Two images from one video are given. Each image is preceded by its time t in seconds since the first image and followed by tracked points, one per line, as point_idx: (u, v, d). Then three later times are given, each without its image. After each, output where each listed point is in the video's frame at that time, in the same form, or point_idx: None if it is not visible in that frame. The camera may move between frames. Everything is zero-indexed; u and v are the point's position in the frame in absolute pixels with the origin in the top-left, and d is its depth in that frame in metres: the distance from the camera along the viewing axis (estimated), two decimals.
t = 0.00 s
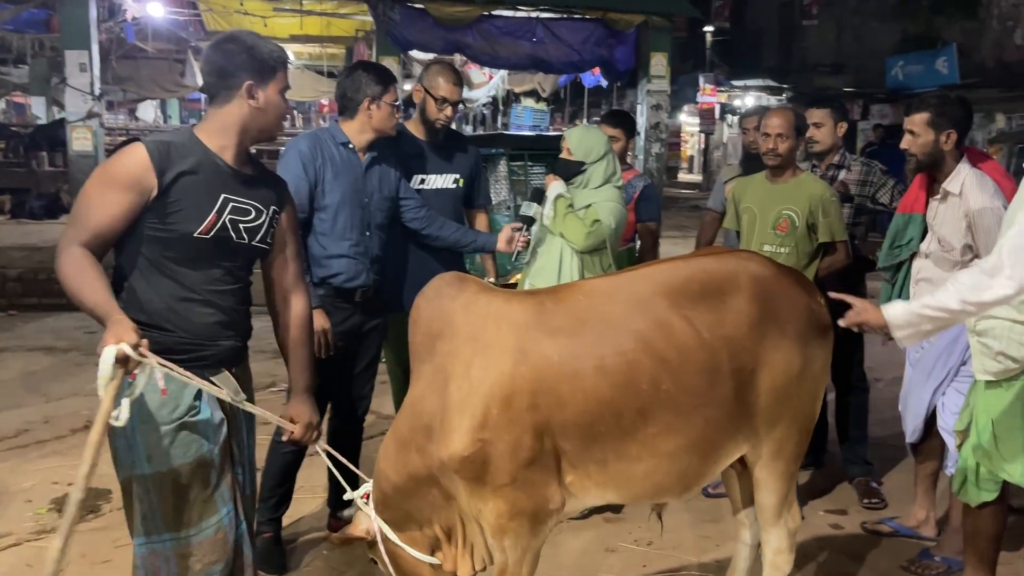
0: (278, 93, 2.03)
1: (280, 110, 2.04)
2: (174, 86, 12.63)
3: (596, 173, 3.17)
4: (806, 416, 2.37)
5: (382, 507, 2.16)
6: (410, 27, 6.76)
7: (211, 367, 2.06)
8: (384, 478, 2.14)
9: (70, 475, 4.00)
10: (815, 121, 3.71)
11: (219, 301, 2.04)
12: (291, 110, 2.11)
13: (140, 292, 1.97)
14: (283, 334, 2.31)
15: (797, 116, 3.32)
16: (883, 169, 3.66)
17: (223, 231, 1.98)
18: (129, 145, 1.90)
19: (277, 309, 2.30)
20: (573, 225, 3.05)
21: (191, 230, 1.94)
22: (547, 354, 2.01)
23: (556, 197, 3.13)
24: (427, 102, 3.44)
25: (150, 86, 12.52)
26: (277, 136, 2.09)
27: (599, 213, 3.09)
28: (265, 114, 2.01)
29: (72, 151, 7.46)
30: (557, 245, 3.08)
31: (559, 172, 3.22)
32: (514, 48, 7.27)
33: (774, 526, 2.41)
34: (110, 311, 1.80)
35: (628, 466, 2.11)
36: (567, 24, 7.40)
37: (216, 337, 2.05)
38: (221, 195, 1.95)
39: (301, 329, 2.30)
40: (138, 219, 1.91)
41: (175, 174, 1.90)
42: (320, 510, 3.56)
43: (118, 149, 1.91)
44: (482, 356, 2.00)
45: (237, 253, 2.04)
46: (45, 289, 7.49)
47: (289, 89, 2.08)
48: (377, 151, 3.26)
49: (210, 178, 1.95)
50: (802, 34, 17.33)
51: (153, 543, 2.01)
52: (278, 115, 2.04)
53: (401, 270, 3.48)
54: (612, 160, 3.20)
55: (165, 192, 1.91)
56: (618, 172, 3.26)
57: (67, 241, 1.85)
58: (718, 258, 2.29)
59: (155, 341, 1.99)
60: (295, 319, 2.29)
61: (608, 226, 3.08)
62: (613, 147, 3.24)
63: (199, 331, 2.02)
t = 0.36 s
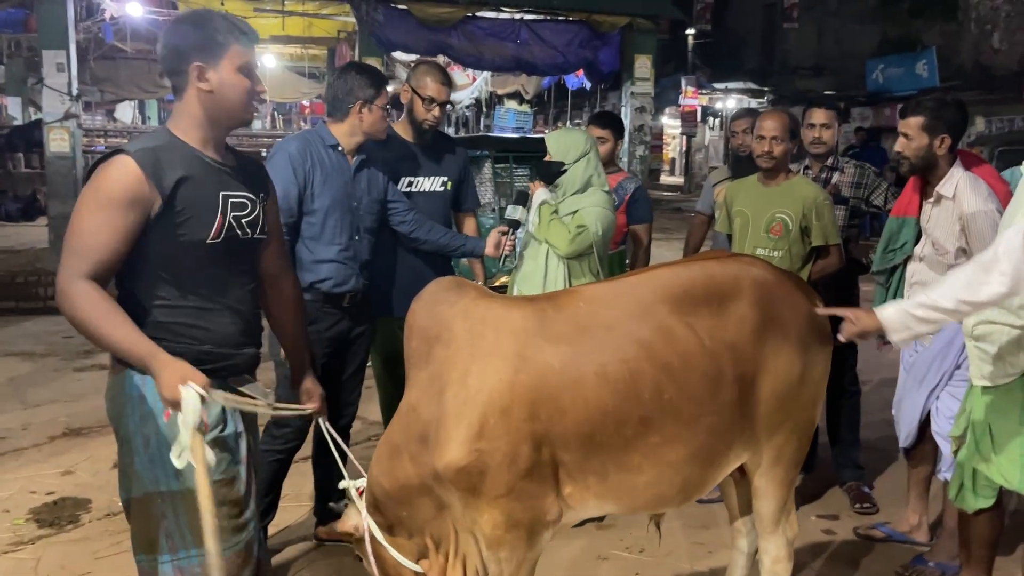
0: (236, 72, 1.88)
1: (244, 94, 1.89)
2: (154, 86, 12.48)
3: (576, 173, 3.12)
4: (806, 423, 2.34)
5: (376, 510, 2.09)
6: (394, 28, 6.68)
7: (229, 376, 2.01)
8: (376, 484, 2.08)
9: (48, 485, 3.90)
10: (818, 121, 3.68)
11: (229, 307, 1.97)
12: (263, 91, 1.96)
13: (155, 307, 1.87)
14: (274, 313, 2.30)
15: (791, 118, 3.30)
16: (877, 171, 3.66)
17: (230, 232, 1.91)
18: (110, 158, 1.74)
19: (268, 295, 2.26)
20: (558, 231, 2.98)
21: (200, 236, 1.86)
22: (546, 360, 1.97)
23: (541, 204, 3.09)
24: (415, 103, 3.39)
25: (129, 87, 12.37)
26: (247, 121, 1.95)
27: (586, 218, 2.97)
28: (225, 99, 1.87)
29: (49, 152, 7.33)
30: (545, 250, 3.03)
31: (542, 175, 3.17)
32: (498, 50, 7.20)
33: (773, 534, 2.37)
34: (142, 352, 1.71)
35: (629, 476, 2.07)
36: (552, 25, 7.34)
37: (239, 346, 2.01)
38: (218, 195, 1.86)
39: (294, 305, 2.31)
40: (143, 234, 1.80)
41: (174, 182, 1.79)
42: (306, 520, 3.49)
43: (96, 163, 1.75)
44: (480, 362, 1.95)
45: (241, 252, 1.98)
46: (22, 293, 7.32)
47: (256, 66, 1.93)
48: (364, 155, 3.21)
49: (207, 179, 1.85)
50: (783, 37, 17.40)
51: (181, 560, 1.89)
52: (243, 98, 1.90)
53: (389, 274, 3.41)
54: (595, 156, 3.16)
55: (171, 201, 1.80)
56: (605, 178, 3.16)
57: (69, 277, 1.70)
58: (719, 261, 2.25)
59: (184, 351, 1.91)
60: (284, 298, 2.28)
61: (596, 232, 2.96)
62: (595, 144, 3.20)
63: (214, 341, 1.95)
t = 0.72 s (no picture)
0: (207, 74, 1.76)
1: (222, 97, 1.78)
2: (133, 94, 12.35)
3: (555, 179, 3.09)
4: (798, 439, 2.32)
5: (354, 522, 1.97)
6: (377, 37, 6.65)
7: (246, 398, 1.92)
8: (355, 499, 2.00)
9: (23, 502, 3.82)
10: (806, 132, 3.66)
11: (232, 327, 1.87)
12: (239, 89, 1.83)
13: (176, 336, 1.77)
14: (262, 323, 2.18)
15: (778, 130, 3.29)
16: (865, 183, 3.67)
17: (240, 246, 1.85)
18: (112, 195, 1.61)
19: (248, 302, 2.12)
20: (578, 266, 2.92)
21: (218, 256, 1.79)
22: (537, 377, 1.94)
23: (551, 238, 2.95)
24: (397, 112, 3.35)
25: (109, 95, 12.26)
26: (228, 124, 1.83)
27: (581, 241, 2.92)
28: (201, 105, 1.76)
29: (27, 160, 7.23)
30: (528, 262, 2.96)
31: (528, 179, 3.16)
32: (482, 59, 7.18)
33: (764, 551, 2.35)
34: (177, 455, 1.62)
35: (620, 492, 2.04)
36: (535, 35, 7.34)
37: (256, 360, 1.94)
38: (220, 211, 1.78)
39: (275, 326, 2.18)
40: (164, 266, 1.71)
41: (184, 208, 1.69)
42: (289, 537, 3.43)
43: (98, 200, 1.62)
44: (469, 377, 1.92)
45: (248, 261, 1.91)
46: None
47: (229, 64, 1.81)
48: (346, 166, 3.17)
49: (211, 194, 1.77)
50: (763, 47, 17.53)
51: None
52: (220, 101, 1.78)
53: (373, 285, 3.37)
54: (578, 163, 3.13)
55: (188, 228, 1.71)
56: (587, 189, 3.08)
57: (110, 344, 1.59)
58: (712, 275, 2.22)
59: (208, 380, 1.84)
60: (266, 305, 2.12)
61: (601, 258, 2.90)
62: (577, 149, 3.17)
63: (232, 364, 1.89)
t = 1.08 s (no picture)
0: (195, 91, 1.72)
1: (212, 114, 1.74)
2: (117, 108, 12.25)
3: (542, 198, 3.02)
4: (796, 466, 2.27)
5: (319, 510, 2.02)
6: (363, 51, 6.62)
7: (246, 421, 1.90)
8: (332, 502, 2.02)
9: None
10: (792, 150, 3.65)
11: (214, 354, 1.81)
12: (229, 105, 1.80)
13: (170, 363, 1.74)
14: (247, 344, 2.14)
15: (766, 147, 3.25)
16: (852, 201, 3.67)
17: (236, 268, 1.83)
18: (112, 223, 1.60)
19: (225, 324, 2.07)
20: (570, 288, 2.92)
21: (218, 278, 1.77)
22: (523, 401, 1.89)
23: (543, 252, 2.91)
24: (380, 129, 3.30)
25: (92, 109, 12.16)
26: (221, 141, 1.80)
27: (569, 265, 2.89)
28: (190, 123, 1.72)
29: (8, 175, 7.14)
30: (517, 283, 2.92)
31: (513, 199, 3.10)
32: (469, 74, 7.09)
33: None
34: (148, 505, 1.64)
35: (609, 520, 1.99)
36: (522, 51, 7.28)
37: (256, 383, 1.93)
38: (214, 229, 1.76)
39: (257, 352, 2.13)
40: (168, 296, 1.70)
41: (186, 230, 1.68)
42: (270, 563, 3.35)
43: (99, 227, 1.60)
44: (453, 399, 1.88)
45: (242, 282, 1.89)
46: None
47: (218, 79, 1.77)
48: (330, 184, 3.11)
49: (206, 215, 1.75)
50: (747, 62, 17.59)
51: None
52: (210, 118, 1.74)
53: (357, 305, 3.31)
54: (564, 179, 3.05)
55: (191, 250, 1.70)
56: (574, 206, 3.02)
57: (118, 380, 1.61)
58: (710, 297, 2.17)
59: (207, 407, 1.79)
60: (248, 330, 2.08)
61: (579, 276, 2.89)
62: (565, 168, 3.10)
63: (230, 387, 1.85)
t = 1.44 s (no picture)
0: (186, 112, 1.66)
1: (203, 136, 1.69)
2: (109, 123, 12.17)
3: (543, 219, 2.95)
4: (803, 499, 2.18)
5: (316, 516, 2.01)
6: (356, 66, 6.61)
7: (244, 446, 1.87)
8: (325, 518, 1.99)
9: None
10: (786, 175, 3.59)
11: (201, 382, 1.76)
12: (220, 126, 1.75)
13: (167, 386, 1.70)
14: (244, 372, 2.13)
15: (759, 166, 3.20)
16: (850, 219, 3.62)
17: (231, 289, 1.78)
18: (102, 243, 1.53)
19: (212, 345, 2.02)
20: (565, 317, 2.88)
21: (212, 297, 1.72)
22: (513, 424, 1.83)
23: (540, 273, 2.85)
24: (371, 147, 3.24)
25: (83, 124, 12.08)
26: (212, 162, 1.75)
27: (566, 283, 2.85)
28: (181, 146, 1.67)
29: None
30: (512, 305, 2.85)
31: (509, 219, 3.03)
32: (462, 90, 7.11)
33: None
34: (139, 529, 1.57)
35: (598, 549, 1.93)
36: (516, 67, 7.28)
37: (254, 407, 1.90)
38: (207, 248, 1.71)
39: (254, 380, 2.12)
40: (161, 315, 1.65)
41: (181, 247, 1.63)
42: None
43: (87, 249, 1.53)
44: (442, 418, 1.83)
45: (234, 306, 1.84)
46: None
47: (210, 100, 1.72)
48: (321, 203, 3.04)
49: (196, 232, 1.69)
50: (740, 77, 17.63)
51: None
52: (201, 139, 1.69)
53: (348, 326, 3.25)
54: (564, 200, 3.00)
55: (184, 270, 1.65)
56: (572, 225, 2.99)
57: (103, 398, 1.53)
58: (715, 322, 2.10)
59: (195, 432, 1.75)
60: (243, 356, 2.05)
61: (579, 299, 2.85)
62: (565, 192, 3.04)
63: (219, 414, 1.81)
